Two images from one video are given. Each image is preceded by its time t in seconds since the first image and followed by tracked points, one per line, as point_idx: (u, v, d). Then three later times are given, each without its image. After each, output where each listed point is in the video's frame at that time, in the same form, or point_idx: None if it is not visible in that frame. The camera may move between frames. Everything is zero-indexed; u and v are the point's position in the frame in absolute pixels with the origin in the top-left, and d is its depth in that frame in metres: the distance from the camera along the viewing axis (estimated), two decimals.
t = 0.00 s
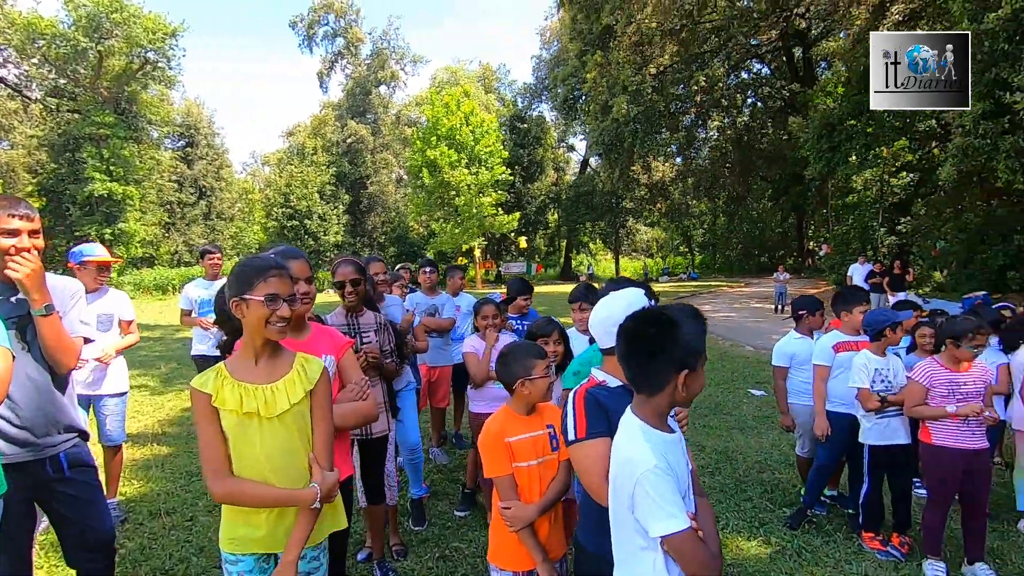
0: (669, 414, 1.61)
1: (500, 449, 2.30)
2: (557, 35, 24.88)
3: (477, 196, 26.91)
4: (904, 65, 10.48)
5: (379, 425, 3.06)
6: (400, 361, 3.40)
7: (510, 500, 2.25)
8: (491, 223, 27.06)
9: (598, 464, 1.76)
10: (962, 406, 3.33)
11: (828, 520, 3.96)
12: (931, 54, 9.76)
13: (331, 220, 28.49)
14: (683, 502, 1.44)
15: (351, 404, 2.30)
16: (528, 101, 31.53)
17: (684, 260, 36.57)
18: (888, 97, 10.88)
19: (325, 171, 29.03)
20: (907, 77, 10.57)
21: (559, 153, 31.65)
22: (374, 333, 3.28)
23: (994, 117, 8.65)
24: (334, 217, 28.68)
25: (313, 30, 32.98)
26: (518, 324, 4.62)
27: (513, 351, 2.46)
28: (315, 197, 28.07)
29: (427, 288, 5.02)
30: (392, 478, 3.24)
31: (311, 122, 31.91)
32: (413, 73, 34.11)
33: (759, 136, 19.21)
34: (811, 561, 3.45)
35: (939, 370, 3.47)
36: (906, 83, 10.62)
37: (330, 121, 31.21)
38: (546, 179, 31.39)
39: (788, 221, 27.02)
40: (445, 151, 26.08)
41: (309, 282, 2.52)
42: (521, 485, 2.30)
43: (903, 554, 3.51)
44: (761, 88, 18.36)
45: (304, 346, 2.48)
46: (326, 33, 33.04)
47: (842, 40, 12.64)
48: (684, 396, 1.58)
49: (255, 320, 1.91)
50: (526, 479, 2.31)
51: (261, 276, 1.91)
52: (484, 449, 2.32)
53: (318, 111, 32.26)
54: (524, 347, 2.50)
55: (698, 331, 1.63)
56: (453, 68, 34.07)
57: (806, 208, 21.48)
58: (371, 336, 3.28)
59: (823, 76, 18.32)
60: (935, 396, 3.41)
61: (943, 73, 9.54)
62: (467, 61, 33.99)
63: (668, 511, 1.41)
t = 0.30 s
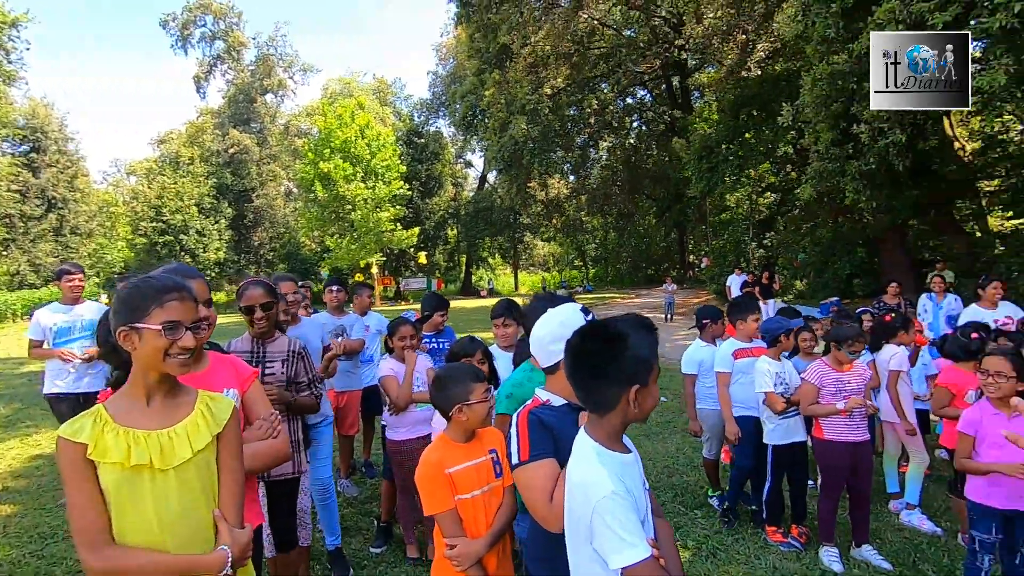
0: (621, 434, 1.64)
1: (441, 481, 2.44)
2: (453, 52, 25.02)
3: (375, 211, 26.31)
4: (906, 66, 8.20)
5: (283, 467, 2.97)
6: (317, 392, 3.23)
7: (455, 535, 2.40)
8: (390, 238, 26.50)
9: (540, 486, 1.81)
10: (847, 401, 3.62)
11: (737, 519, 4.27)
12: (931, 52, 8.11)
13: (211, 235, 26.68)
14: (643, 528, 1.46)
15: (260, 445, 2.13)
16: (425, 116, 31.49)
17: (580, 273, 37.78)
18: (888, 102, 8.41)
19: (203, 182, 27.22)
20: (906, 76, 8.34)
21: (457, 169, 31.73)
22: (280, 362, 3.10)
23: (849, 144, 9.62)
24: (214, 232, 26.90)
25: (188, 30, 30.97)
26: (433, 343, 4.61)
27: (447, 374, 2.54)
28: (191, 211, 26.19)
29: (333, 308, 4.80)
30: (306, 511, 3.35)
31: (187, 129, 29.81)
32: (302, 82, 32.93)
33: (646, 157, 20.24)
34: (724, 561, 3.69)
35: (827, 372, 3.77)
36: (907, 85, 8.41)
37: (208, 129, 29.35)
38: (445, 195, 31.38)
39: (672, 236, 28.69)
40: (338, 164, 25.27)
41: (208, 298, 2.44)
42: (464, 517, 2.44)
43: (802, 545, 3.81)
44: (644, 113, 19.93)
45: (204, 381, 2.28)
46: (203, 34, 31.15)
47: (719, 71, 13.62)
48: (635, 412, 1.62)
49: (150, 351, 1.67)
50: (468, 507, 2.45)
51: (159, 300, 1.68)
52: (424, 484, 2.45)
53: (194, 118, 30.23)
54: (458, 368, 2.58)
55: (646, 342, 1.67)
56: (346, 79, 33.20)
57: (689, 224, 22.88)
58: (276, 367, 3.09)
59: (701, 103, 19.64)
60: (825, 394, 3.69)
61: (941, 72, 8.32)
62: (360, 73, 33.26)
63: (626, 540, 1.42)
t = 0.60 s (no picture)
0: (555, 451, 1.71)
1: (370, 503, 2.61)
2: (345, 57, 24.41)
3: (260, 220, 25.08)
4: (903, 66, 7.61)
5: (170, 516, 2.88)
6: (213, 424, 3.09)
7: (381, 559, 2.58)
8: (277, 249, 25.32)
9: (468, 507, 1.80)
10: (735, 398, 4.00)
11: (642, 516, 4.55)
12: (929, 54, 7.59)
13: (65, 245, 24.09)
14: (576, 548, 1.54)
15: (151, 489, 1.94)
16: (314, 121, 30.58)
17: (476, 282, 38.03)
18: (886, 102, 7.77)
19: (56, 186, 24.52)
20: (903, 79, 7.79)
21: (350, 176, 30.98)
22: (164, 391, 2.96)
23: (722, 162, 10.45)
24: (70, 242, 24.30)
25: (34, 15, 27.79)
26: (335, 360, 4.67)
27: (371, 396, 2.77)
28: (41, 218, 23.52)
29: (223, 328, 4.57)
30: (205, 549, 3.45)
31: (34, 125, 26.70)
32: (173, 79, 30.62)
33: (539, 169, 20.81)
34: (631, 557, 3.92)
35: (717, 373, 4.19)
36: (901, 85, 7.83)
37: (60, 126, 26.45)
38: (338, 204, 30.54)
39: (565, 246, 29.57)
40: (218, 170, 23.77)
41: (84, 324, 2.51)
42: (394, 540, 2.59)
43: (700, 535, 4.16)
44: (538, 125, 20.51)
45: (81, 419, 2.09)
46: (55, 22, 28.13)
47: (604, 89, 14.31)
48: (567, 430, 1.70)
49: (11, 393, 1.50)
50: (394, 531, 2.59)
51: (23, 333, 1.53)
52: (355, 508, 2.62)
53: (44, 114, 27.15)
54: (385, 390, 2.82)
55: (575, 360, 1.75)
56: (224, 78, 31.24)
57: (580, 233, 23.76)
58: (160, 399, 2.95)
59: (590, 118, 20.50)
60: (717, 392, 4.08)
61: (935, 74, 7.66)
62: (241, 73, 31.50)
63: (562, 563, 1.49)
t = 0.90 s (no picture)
0: (471, 453, 1.76)
1: (289, 506, 2.63)
2: (248, 46, 23.17)
3: (149, 216, 23.32)
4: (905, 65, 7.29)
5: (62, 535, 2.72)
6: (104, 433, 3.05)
7: (295, 561, 2.57)
8: (169, 248, 23.62)
9: (385, 513, 1.75)
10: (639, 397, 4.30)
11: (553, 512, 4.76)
12: (931, 54, 7.14)
13: None
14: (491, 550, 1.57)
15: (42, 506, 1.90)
16: (213, 113, 28.99)
17: (387, 284, 37.38)
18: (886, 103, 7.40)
19: None
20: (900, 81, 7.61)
21: (252, 173, 29.64)
22: (54, 403, 2.84)
23: (629, 174, 10.97)
24: None
25: None
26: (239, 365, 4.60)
27: (298, 399, 2.80)
28: None
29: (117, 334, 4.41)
30: None
31: None
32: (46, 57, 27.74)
33: (455, 172, 20.77)
34: (544, 553, 4.10)
35: (625, 373, 4.50)
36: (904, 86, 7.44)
37: None
38: (238, 201, 29.50)
39: (479, 249, 29.65)
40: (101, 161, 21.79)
41: None
42: (310, 543, 2.62)
43: (608, 527, 4.43)
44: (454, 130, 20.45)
45: None
46: None
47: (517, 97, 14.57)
48: (481, 430, 1.76)
49: None
50: (312, 535, 2.62)
51: None
52: (275, 509, 2.64)
53: None
54: (311, 393, 2.85)
55: (488, 363, 1.82)
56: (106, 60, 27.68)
57: (495, 238, 23.99)
58: (51, 410, 2.83)
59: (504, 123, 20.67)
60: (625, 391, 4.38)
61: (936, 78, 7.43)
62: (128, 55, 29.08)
63: (473, 566, 1.51)
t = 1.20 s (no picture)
0: (430, 434, 1.86)
1: (244, 496, 2.59)
2: (189, 33, 22.30)
3: (79, 208, 21.91)
4: (905, 66, 7.60)
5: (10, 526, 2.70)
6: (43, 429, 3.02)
7: (253, 550, 2.55)
8: (101, 242, 22.46)
9: (351, 494, 1.88)
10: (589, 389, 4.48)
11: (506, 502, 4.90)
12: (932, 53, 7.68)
13: None
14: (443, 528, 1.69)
15: None
16: (148, 100, 27.88)
17: (338, 282, 36.73)
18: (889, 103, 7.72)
19: None
20: (906, 76, 7.75)
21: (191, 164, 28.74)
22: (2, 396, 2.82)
23: (580, 175, 11.22)
24: None
25: None
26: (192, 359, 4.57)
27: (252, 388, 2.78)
28: None
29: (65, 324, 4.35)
30: None
31: None
32: None
33: (408, 169, 20.62)
34: (498, 540, 4.24)
35: (576, 365, 4.67)
36: (904, 86, 7.82)
37: None
38: (178, 193, 28.62)
39: (432, 248, 29.59)
40: (22, 146, 19.70)
41: None
42: (268, 532, 2.61)
43: (558, 514, 4.61)
44: (407, 126, 20.35)
45: None
46: None
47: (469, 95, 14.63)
48: (440, 413, 1.86)
49: None
50: (271, 524, 2.61)
51: None
52: (229, 499, 2.60)
53: None
54: (265, 382, 2.82)
55: (446, 350, 1.91)
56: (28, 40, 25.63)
57: (447, 235, 23.95)
58: None
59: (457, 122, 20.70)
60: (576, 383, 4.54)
61: (943, 72, 7.87)
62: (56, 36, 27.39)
63: (428, 543, 1.63)
